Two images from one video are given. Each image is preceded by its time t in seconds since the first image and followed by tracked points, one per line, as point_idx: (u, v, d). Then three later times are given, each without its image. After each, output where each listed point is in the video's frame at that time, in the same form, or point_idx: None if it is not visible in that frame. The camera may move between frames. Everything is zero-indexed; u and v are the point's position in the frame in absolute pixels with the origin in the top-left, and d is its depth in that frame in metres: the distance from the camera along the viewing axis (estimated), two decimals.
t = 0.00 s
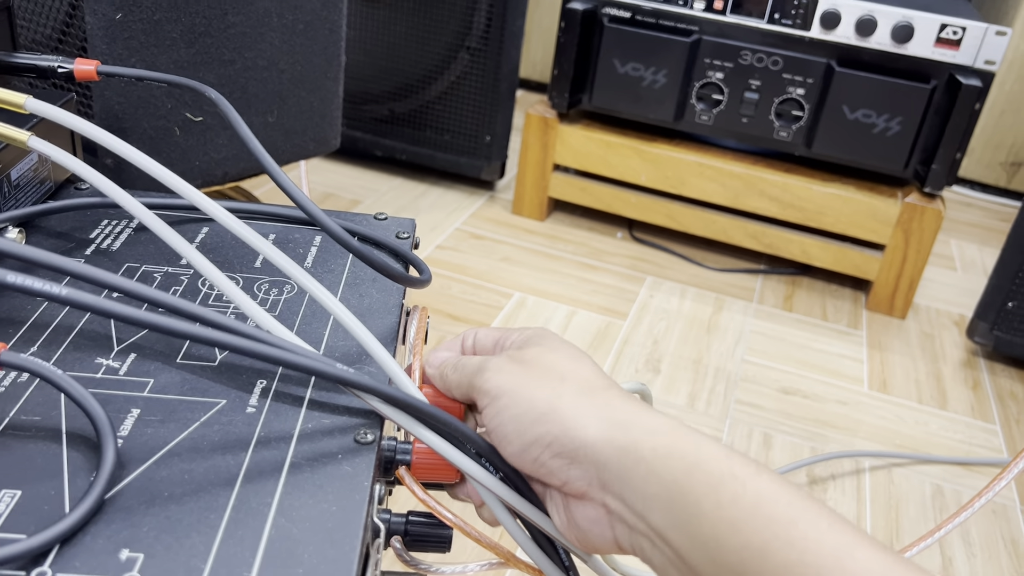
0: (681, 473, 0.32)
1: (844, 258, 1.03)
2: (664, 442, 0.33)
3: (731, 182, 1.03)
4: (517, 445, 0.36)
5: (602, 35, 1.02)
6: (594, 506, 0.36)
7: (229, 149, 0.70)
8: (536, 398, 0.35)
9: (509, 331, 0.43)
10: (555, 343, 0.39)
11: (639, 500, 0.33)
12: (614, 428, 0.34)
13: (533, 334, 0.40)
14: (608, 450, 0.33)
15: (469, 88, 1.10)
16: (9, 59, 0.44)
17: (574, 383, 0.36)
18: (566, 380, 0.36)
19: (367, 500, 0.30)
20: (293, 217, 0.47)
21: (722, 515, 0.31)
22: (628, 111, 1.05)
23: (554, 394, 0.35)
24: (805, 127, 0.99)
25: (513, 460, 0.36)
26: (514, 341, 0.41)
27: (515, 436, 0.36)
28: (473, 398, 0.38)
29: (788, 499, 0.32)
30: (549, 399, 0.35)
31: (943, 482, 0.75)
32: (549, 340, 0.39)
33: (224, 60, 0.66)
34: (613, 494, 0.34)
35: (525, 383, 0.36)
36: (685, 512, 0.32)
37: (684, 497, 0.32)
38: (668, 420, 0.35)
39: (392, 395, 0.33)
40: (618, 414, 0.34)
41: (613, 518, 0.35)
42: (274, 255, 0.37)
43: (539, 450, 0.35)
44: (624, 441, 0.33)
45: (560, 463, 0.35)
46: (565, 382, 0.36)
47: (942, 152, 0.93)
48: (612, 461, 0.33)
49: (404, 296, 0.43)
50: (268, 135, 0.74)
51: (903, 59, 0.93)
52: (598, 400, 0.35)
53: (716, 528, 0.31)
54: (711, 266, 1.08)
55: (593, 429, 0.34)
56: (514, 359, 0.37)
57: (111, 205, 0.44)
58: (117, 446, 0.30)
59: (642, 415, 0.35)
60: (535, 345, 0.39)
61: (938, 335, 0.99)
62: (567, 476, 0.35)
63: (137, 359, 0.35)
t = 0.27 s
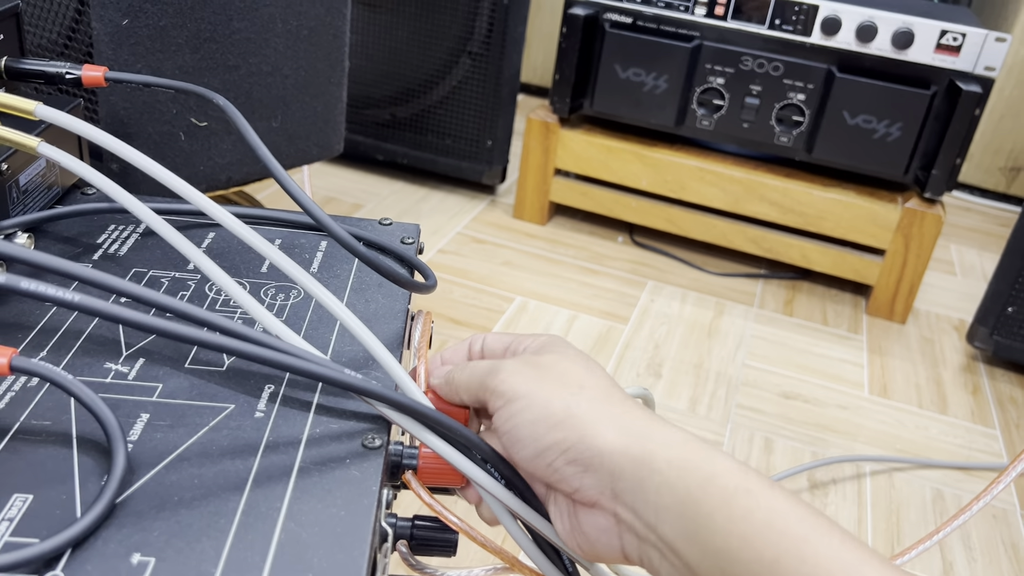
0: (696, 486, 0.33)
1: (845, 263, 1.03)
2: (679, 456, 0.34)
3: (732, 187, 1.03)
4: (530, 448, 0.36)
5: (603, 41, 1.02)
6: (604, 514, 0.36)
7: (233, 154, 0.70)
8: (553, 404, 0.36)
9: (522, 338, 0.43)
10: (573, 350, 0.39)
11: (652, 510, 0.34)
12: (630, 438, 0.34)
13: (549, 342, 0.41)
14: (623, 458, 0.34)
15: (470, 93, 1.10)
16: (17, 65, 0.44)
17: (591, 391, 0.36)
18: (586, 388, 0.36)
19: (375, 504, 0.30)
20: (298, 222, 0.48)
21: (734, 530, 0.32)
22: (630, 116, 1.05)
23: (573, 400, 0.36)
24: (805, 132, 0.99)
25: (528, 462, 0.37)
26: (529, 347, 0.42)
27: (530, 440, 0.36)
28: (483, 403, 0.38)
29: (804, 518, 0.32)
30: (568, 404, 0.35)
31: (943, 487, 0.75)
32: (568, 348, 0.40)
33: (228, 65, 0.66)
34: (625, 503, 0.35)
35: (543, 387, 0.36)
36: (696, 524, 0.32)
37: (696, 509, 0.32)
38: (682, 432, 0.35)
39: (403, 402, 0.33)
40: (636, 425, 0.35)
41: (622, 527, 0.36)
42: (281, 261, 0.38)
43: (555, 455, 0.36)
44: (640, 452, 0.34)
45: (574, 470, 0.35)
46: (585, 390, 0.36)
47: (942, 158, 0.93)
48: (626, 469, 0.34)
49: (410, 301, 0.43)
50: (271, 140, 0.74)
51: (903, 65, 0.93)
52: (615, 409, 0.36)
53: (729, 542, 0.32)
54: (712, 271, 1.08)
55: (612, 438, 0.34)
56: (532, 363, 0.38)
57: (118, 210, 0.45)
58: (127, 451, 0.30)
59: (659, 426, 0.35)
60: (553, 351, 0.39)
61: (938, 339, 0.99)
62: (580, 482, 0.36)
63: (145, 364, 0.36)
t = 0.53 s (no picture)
0: (685, 504, 0.33)
1: (842, 265, 1.03)
2: (666, 470, 0.34)
3: (730, 190, 1.04)
4: (522, 462, 0.35)
5: (601, 44, 1.03)
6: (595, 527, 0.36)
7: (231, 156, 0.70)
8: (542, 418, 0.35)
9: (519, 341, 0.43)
10: (562, 359, 0.39)
11: (642, 527, 0.34)
12: (620, 454, 0.34)
13: (539, 349, 0.40)
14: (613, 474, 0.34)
15: (469, 95, 1.10)
16: (15, 67, 0.44)
17: (580, 404, 0.36)
18: (574, 401, 0.36)
19: (372, 507, 0.30)
20: (297, 224, 0.48)
21: (723, 547, 0.32)
22: (628, 119, 1.05)
23: (562, 415, 0.35)
24: (803, 135, 0.99)
25: (519, 477, 0.36)
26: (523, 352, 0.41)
27: (521, 456, 0.35)
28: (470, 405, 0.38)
29: (793, 531, 0.33)
30: (557, 419, 0.35)
31: (941, 489, 0.76)
32: (557, 357, 0.39)
33: (227, 67, 0.66)
34: (616, 520, 0.34)
35: (532, 400, 0.36)
36: (686, 543, 0.33)
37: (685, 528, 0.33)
38: (673, 444, 0.35)
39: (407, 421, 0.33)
40: (626, 439, 0.35)
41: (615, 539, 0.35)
42: (279, 263, 0.38)
43: (544, 472, 0.35)
44: (631, 469, 0.34)
45: (564, 487, 0.35)
46: (573, 403, 0.36)
47: (940, 160, 0.93)
48: (616, 485, 0.34)
49: (407, 303, 0.43)
50: (270, 142, 0.74)
51: (901, 68, 0.93)
52: (603, 423, 0.35)
53: (718, 558, 0.32)
54: (710, 273, 1.08)
55: (601, 455, 0.34)
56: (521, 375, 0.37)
57: (116, 212, 0.45)
58: (124, 453, 0.30)
59: (648, 439, 0.35)
60: (543, 359, 0.39)
61: (936, 342, 0.99)
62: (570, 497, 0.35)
63: (142, 366, 0.36)
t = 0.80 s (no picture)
0: (688, 493, 0.33)
1: (840, 266, 1.03)
2: (670, 459, 0.33)
3: (728, 190, 1.03)
4: (525, 451, 0.36)
5: (599, 44, 1.02)
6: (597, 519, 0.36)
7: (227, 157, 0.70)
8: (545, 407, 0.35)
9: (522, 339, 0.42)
10: (565, 352, 0.39)
11: (642, 516, 0.34)
12: (623, 443, 0.34)
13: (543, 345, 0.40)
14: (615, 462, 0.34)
15: (467, 96, 1.10)
16: (10, 67, 0.44)
17: (583, 395, 0.36)
18: (577, 392, 0.36)
19: (364, 509, 0.30)
20: (292, 225, 0.47)
21: (726, 538, 0.32)
22: (626, 120, 1.05)
23: (565, 405, 0.35)
24: (801, 135, 0.99)
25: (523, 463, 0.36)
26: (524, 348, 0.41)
27: (523, 444, 0.36)
28: (473, 398, 0.38)
29: (799, 526, 0.32)
30: (559, 409, 0.35)
31: (939, 490, 0.75)
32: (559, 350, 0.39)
33: (223, 68, 0.66)
34: (617, 508, 0.35)
35: (535, 390, 0.36)
36: (687, 530, 0.33)
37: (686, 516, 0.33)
38: (675, 435, 0.35)
39: (404, 423, 0.33)
40: (628, 428, 0.34)
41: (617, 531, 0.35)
42: (273, 264, 0.37)
43: (547, 459, 0.35)
44: (634, 458, 0.34)
45: (566, 475, 0.35)
46: (576, 393, 0.36)
47: (938, 161, 0.93)
48: (618, 474, 0.34)
49: (403, 304, 0.43)
50: (267, 143, 0.74)
51: (899, 69, 0.93)
52: (606, 413, 0.35)
53: (721, 550, 0.32)
54: (708, 274, 1.08)
55: (604, 443, 0.34)
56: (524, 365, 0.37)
57: (110, 213, 0.45)
58: (116, 454, 0.30)
59: (651, 430, 0.35)
60: (546, 355, 0.39)
61: (934, 343, 0.99)
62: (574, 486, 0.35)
63: (136, 367, 0.35)
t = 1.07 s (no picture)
0: (670, 495, 0.33)
1: (841, 267, 1.03)
2: (650, 462, 0.34)
3: (729, 192, 1.04)
4: (507, 459, 0.36)
5: (600, 46, 1.03)
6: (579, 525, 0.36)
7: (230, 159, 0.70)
8: (527, 414, 0.35)
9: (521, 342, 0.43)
10: (552, 359, 0.39)
11: (624, 518, 0.34)
12: (605, 448, 0.34)
13: (537, 351, 0.41)
14: (596, 467, 0.34)
15: (468, 97, 1.10)
16: (15, 71, 0.44)
17: (567, 401, 0.36)
18: (563, 398, 0.36)
19: (369, 511, 0.30)
20: (295, 228, 0.48)
21: (707, 538, 0.32)
22: (627, 121, 1.05)
23: (547, 411, 0.35)
24: (802, 137, 0.99)
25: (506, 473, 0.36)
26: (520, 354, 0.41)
27: (506, 452, 0.36)
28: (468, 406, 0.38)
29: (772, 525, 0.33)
30: (541, 415, 0.35)
31: (940, 491, 0.76)
32: (547, 358, 0.39)
33: (226, 70, 0.66)
34: (599, 512, 0.35)
35: (518, 398, 0.36)
36: (668, 531, 0.33)
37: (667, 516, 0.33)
38: (659, 440, 0.35)
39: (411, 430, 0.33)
40: (609, 432, 0.35)
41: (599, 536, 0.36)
42: (277, 267, 0.38)
43: (528, 465, 0.35)
44: (617, 462, 0.34)
45: (549, 480, 0.35)
46: (561, 401, 0.36)
47: (939, 162, 0.93)
48: (599, 477, 0.34)
49: (406, 307, 0.43)
50: (268, 145, 0.74)
51: (900, 70, 0.93)
52: (589, 419, 0.35)
53: (703, 551, 0.32)
54: (709, 275, 1.08)
55: (585, 448, 0.34)
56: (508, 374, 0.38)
57: (114, 216, 0.45)
58: (121, 457, 0.30)
59: (634, 434, 0.35)
60: (537, 363, 0.39)
61: (935, 344, 0.99)
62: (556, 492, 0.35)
63: (140, 370, 0.36)
